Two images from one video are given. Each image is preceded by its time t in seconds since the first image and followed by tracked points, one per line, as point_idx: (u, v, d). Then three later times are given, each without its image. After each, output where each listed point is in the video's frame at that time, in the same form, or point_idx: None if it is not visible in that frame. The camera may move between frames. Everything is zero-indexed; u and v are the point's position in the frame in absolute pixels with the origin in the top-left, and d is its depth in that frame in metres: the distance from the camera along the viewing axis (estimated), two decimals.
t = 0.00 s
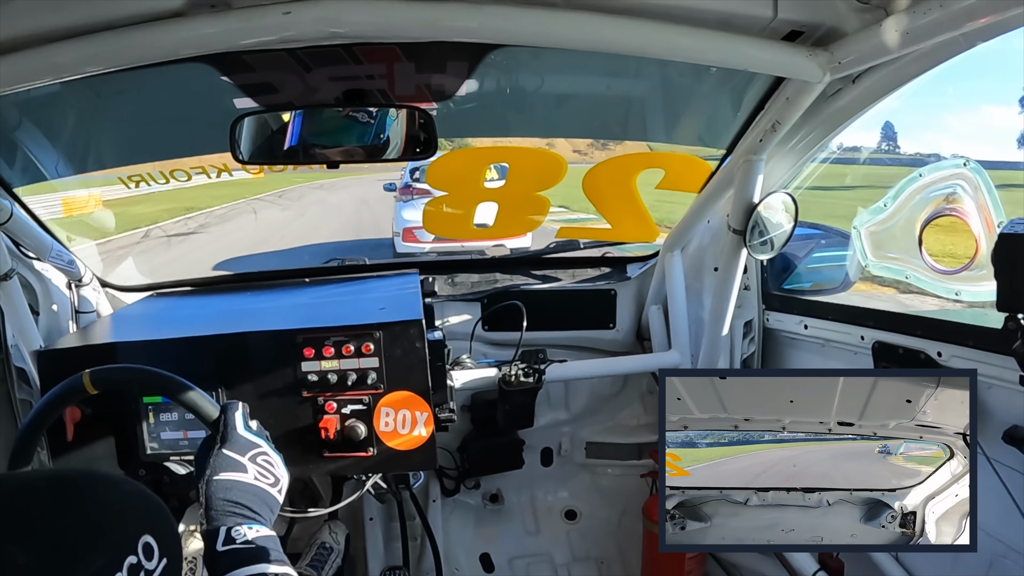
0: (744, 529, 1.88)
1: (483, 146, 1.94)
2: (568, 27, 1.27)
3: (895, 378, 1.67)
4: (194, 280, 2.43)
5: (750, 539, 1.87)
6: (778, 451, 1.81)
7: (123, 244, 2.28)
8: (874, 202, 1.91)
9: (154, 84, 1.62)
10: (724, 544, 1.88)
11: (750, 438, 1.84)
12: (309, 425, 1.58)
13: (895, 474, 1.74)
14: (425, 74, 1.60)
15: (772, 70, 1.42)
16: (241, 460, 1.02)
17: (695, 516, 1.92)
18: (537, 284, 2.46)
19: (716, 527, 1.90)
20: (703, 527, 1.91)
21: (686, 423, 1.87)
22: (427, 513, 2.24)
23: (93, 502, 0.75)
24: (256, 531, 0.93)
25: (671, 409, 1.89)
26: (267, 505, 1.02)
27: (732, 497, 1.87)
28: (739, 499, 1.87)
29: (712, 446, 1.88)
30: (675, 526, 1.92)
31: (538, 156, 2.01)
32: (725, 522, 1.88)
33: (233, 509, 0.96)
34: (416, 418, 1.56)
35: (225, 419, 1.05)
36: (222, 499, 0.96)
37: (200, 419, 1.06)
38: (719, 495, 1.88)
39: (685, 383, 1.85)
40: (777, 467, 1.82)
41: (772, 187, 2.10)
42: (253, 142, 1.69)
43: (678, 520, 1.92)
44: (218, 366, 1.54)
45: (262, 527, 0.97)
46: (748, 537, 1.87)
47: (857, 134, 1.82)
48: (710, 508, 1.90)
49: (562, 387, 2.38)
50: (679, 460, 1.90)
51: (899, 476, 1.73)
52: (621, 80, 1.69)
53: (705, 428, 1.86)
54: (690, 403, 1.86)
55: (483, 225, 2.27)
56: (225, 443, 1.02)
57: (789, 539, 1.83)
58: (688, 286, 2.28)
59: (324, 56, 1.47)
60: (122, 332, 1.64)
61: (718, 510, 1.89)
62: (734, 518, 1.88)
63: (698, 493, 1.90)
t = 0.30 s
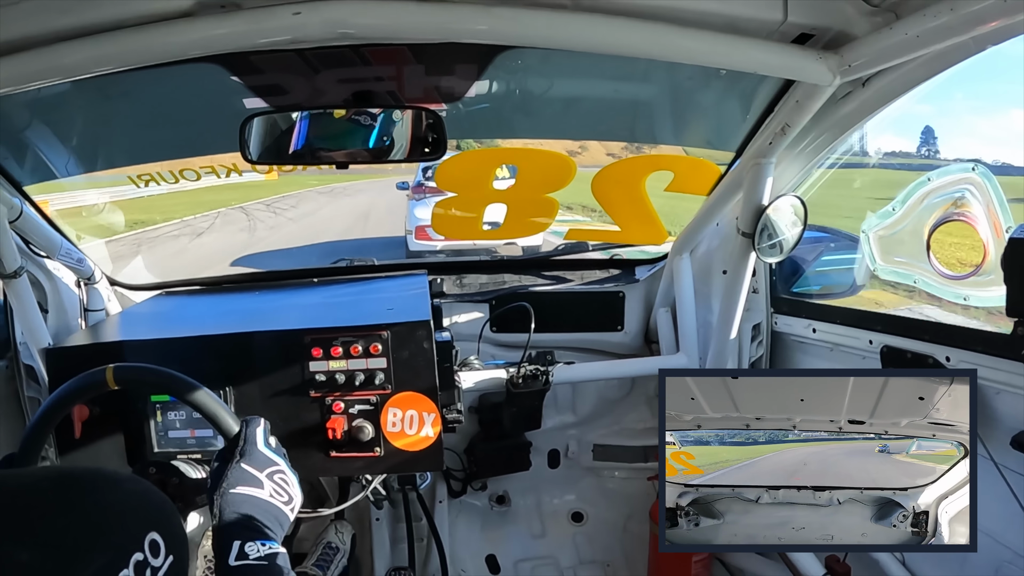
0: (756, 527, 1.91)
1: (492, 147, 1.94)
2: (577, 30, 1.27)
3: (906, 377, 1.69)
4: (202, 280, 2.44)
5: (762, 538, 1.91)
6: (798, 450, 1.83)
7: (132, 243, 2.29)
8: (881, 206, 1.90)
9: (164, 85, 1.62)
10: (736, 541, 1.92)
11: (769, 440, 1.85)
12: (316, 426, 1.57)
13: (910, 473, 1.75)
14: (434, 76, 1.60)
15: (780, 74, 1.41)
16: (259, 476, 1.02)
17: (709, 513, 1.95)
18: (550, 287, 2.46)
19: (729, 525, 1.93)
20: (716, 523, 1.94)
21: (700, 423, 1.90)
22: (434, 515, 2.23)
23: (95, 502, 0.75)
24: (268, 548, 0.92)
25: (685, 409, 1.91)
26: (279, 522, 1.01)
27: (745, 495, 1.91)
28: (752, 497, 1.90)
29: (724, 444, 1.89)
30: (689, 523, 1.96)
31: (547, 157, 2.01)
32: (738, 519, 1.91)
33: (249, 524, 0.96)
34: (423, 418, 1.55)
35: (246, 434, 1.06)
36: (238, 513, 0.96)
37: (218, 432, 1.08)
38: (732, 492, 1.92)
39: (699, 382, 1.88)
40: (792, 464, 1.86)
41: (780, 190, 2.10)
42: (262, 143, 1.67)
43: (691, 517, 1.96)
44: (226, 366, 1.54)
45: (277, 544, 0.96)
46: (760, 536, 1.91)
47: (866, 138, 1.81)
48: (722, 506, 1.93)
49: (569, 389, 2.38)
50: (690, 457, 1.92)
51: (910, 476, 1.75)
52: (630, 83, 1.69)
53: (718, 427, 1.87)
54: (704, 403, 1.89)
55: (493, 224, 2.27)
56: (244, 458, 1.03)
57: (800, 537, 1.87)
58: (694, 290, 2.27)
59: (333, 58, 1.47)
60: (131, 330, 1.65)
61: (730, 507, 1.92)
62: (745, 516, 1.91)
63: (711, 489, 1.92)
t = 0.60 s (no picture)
0: (767, 527, 1.88)
1: (498, 143, 1.94)
2: (583, 25, 1.26)
3: (917, 377, 1.69)
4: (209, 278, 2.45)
5: (772, 538, 1.88)
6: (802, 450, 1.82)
7: (139, 242, 2.30)
8: (889, 200, 1.89)
9: (170, 83, 1.63)
10: (747, 540, 1.90)
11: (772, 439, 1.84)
12: (323, 422, 1.57)
13: (925, 475, 1.72)
14: (440, 72, 1.60)
15: (786, 67, 1.41)
16: (267, 462, 1.02)
17: (720, 512, 1.93)
18: (553, 281, 2.46)
19: (739, 523, 1.92)
20: (726, 522, 1.93)
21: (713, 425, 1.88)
22: (442, 510, 2.25)
23: (100, 497, 0.76)
24: (280, 537, 0.93)
25: (698, 410, 1.90)
26: (288, 509, 1.01)
27: (755, 494, 1.89)
28: (761, 496, 1.88)
29: (733, 444, 1.87)
30: (702, 522, 1.93)
31: (553, 153, 2.02)
32: (749, 519, 1.89)
33: (259, 511, 0.97)
34: (431, 414, 1.55)
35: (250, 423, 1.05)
36: (247, 501, 0.97)
37: (224, 425, 1.05)
38: (743, 492, 1.90)
39: (712, 383, 1.87)
40: (798, 467, 1.84)
41: (786, 185, 2.09)
42: (266, 140, 1.68)
43: (705, 516, 1.93)
44: (235, 363, 1.55)
45: (289, 532, 0.97)
46: (771, 536, 1.88)
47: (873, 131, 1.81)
48: (733, 506, 1.91)
49: (577, 385, 2.38)
50: (704, 458, 1.92)
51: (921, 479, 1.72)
52: (636, 78, 1.68)
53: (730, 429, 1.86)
54: (718, 405, 1.88)
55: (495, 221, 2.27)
56: (252, 446, 1.03)
57: (809, 538, 1.84)
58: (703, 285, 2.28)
59: (339, 54, 1.47)
60: (139, 328, 1.65)
61: (741, 506, 1.90)
62: (756, 515, 1.89)
63: (723, 488, 1.91)
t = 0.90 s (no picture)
0: (774, 526, 1.89)
1: (506, 142, 1.94)
2: (591, 22, 1.26)
3: (925, 377, 1.68)
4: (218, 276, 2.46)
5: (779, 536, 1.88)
6: (814, 451, 1.81)
7: (149, 240, 2.31)
8: (899, 197, 1.88)
9: (180, 82, 1.63)
10: (755, 540, 1.89)
11: (785, 439, 1.83)
12: (333, 420, 1.57)
13: (934, 475, 1.72)
14: (449, 69, 1.60)
15: (795, 65, 1.40)
16: (278, 468, 1.03)
17: (728, 510, 1.91)
18: (567, 279, 2.47)
19: (747, 522, 1.91)
20: (735, 521, 1.92)
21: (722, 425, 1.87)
22: (451, 508, 2.25)
23: (109, 493, 0.76)
24: (288, 543, 0.94)
25: (707, 410, 1.89)
26: (297, 514, 1.02)
27: (762, 494, 1.89)
28: (769, 496, 1.88)
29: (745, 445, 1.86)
30: (711, 520, 1.93)
31: (562, 151, 2.02)
32: (756, 518, 1.90)
33: (266, 515, 0.97)
34: (441, 412, 1.55)
35: (262, 427, 1.05)
36: (257, 506, 0.98)
37: (235, 425, 1.06)
38: (751, 491, 1.90)
39: (722, 383, 1.85)
40: (807, 467, 1.83)
41: (796, 182, 2.08)
42: (277, 138, 1.69)
43: (713, 513, 1.92)
44: (244, 361, 1.55)
45: (296, 538, 0.97)
46: (778, 536, 1.89)
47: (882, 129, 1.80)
48: (742, 505, 1.91)
49: (586, 382, 2.38)
50: (713, 458, 1.90)
51: (931, 479, 1.72)
52: (645, 75, 1.68)
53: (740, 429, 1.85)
54: (728, 405, 1.87)
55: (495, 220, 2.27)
56: (263, 450, 1.03)
57: (817, 538, 1.84)
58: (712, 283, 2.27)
59: (348, 53, 1.47)
60: (149, 326, 1.66)
61: (750, 506, 1.90)
62: (764, 514, 1.89)
63: (732, 488, 1.90)
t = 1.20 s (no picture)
0: (777, 526, 1.89)
1: (515, 142, 1.94)
2: (600, 22, 1.26)
3: (930, 376, 1.67)
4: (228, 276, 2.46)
5: (783, 537, 1.88)
6: (812, 453, 1.82)
7: (159, 240, 2.32)
8: (909, 198, 1.87)
9: (190, 83, 1.64)
10: (758, 539, 1.90)
11: (788, 439, 1.83)
12: (342, 420, 1.57)
13: (936, 476, 1.71)
14: (458, 70, 1.60)
15: (805, 65, 1.40)
16: (290, 476, 1.03)
17: (733, 510, 1.92)
18: (576, 280, 2.46)
19: (751, 522, 1.91)
20: (739, 521, 1.93)
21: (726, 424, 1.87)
22: (460, 508, 2.25)
23: (113, 492, 0.75)
24: (300, 550, 0.94)
25: (711, 409, 1.89)
26: (307, 521, 1.02)
27: (767, 494, 1.89)
28: (772, 495, 1.88)
29: (746, 444, 1.87)
30: (715, 520, 1.93)
31: (570, 152, 2.01)
32: (760, 517, 1.89)
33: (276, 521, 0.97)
34: (450, 412, 1.55)
35: (274, 433, 1.06)
36: (268, 511, 0.97)
37: (247, 430, 1.05)
38: (754, 491, 1.90)
39: (724, 383, 1.86)
40: (810, 466, 1.83)
41: (806, 184, 2.08)
42: (286, 138, 1.69)
43: (717, 513, 1.93)
44: (254, 361, 1.55)
45: (306, 544, 0.97)
46: (781, 535, 1.88)
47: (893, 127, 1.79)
48: (745, 504, 1.91)
49: (595, 383, 2.36)
50: (716, 458, 1.90)
51: (934, 479, 1.71)
52: (654, 76, 1.67)
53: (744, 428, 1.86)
54: (731, 405, 1.87)
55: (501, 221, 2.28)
56: (275, 458, 1.03)
57: (819, 538, 1.85)
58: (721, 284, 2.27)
59: (358, 53, 1.47)
60: (159, 326, 1.66)
61: (753, 505, 1.90)
62: (767, 514, 1.89)
63: (735, 487, 1.90)
